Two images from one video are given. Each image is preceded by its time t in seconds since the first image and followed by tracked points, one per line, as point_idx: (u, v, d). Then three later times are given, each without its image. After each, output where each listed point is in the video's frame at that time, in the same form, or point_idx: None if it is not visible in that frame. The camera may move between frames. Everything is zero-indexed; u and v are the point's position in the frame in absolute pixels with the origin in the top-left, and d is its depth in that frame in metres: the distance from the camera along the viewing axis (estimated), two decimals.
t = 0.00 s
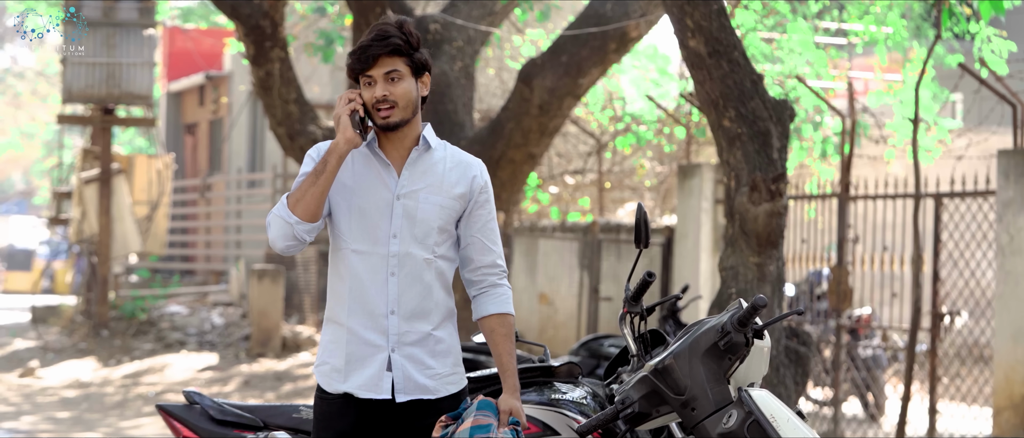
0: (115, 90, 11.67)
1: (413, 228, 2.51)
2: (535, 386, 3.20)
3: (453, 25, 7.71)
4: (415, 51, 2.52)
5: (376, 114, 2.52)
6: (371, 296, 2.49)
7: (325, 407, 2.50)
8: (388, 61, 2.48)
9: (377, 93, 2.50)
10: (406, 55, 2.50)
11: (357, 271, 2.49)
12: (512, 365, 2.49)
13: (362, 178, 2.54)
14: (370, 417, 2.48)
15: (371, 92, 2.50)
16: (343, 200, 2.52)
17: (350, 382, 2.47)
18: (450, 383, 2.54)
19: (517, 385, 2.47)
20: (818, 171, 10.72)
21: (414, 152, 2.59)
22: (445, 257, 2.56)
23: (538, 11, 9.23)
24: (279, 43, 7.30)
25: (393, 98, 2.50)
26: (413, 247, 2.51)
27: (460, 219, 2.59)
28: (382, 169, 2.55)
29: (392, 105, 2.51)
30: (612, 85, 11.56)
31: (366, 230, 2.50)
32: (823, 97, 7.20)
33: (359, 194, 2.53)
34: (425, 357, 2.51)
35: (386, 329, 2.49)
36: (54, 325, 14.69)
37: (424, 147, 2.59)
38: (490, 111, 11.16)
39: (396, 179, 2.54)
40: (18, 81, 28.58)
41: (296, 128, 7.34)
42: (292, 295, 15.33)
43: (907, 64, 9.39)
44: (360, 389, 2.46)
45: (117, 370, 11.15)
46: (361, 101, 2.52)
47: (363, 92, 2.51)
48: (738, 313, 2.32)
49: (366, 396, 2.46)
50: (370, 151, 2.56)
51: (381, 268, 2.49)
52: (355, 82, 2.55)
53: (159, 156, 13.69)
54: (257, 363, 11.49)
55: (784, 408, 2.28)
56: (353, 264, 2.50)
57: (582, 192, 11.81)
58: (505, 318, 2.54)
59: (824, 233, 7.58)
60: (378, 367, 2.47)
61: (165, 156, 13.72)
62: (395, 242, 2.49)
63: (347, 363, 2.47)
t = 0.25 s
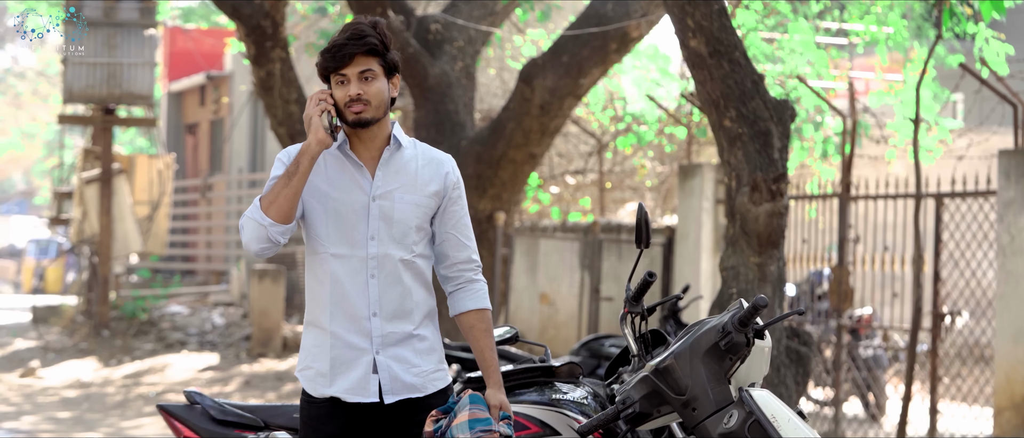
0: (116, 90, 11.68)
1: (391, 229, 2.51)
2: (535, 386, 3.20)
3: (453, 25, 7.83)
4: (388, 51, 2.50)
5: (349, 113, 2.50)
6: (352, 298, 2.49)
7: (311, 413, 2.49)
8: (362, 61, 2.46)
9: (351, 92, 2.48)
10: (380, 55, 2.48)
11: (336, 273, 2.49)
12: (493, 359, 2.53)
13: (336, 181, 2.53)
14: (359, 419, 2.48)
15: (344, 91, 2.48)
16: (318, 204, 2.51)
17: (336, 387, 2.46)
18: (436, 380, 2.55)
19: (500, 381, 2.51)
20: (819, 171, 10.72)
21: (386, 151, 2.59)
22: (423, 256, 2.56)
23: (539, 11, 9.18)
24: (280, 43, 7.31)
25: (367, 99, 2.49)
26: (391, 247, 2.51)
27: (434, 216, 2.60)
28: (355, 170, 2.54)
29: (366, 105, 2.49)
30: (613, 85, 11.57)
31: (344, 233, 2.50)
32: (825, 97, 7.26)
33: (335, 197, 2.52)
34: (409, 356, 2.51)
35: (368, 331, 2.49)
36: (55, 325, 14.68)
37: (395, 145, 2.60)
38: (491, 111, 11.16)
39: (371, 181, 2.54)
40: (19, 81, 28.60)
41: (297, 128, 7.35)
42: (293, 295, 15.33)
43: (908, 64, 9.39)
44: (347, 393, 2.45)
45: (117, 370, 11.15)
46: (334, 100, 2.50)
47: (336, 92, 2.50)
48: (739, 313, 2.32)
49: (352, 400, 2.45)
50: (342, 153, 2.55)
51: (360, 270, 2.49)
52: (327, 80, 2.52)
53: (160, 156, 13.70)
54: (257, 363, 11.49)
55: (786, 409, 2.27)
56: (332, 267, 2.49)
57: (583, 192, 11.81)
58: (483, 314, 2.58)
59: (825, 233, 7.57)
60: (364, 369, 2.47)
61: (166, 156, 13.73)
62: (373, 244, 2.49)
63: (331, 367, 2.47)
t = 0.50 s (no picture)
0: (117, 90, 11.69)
1: (387, 229, 2.51)
2: (536, 387, 3.20)
3: (454, 25, 7.82)
4: (382, 53, 2.51)
5: (343, 116, 2.50)
6: (350, 299, 2.48)
7: (310, 413, 2.49)
8: (356, 64, 2.46)
9: (345, 95, 2.48)
10: (374, 57, 2.48)
11: (333, 274, 2.48)
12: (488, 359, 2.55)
13: (331, 182, 2.52)
14: (357, 420, 2.48)
15: (339, 94, 2.48)
16: (313, 204, 2.50)
17: (335, 388, 2.46)
18: (434, 379, 2.55)
19: (495, 381, 2.52)
20: (820, 171, 10.72)
21: (379, 151, 2.59)
22: (418, 256, 2.57)
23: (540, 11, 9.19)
24: (281, 43, 7.31)
25: (362, 101, 2.49)
26: (387, 247, 2.51)
27: (428, 216, 2.60)
28: (349, 170, 2.53)
29: (361, 108, 2.49)
30: (614, 85, 11.56)
31: (340, 234, 2.49)
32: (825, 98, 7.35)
33: (331, 198, 2.51)
34: (406, 356, 2.52)
35: (366, 332, 2.49)
36: (56, 325, 14.69)
37: (389, 145, 2.59)
38: (491, 111, 11.17)
39: (366, 181, 2.54)
40: (19, 81, 28.62)
41: (297, 128, 7.36)
42: (293, 295, 15.33)
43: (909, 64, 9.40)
44: (346, 394, 2.45)
45: (118, 370, 11.16)
46: (328, 103, 2.50)
47: (330, 94, 2.50)
48: (739, 313, 2.32)
49: (351, 400, 2.46)
50: (336, 154, 2.54)
51: (357, 271, 2.49)
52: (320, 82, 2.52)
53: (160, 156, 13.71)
54: (258, 363, 11.49)
55: (787, 409, 2.27)
56: (328, 268, 2.48)
57: (584, 192, 11.81)
58: (476, 314, 2.60)
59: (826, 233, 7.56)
60: (362, 370, 2.47)
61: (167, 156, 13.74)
62: (369, 244, 2.49)
63: (329, 368, 2.46)
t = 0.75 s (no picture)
0: (118, 90, 11.69)
1: (401, 230, 2.52)
2: (536, 387, 3.19)
3: (454, 25, 7.76)
4: (401, 53, 2.52)
5: (361, 114, 2.50)
6: (364, 299, 2.48)
7: (321, 413, 2.48)
8: (376, 63, 2.47)
9: (364, 94, 2.48)
10: (394, 57, 2.49)
11: (348, 274, 2.48)
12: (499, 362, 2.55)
13: (346, 180, 2.52)
14: (368, 421, 2.47)
15: (357, 92, 2.49)
16: (328, 203, 2.49)
17: (348, 388, 2.45)
18: (446, 382, 2.56)
19: (506, 385, 2.52)
20: (820, 171, 10.73)
21: (394, 152, 2.59)
22: (431, 257, 2.58)
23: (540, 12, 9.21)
24: (281, 43, 7.31)
25: (380, 100, 2.50)
26: (401, 248, 2.51)
27: (440, 218, 2.62)
28: (364, 170, 2.54)
29: (379, 106, 2.49)
30: (615, 85, 11.56)
31: (355, 233, 2.49)
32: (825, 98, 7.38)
33: (346, 198, 2.50)
34: (419, 357, 2.52)
35: (380, 332, 2.49)
36: (56, 325, 14.69)
37: (404, 146, 2.60)
38: (492, 111, 11.17)
39: (381, 181, 2.54)
40: (20, 81, 28.63)
41: (298, 128, 7.36)
42: (294, 295, 15.34)
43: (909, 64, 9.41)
44: (360, 394, 2.45)
45: (119, 370, 11.16)
46: (346, 100, 2.50)
47: (348, 92, 2.50)
48: (740, 313, 2.32)
49: (364, 401, 2.45)
50: (352, 153, 2.54)
51: (371, 271, 2.49)
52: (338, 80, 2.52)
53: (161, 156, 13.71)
54: (259, 364, 11.49)
55: (786, 409, 2.28)
56: (343, 268, 2.48)
57: (584, 192, 11.81)
58: (489, 318, 2.60)
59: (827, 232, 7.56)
60: (376, 370, 2.47)
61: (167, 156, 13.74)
62: (384, 245, 2.49)
63: (343, 368, 2.46)
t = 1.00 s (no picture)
0: (118, 90, 11.68)
1: (427, 231, 2.52)
2: (537, 386, 3.20)
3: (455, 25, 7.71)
4: (440, 60, 2.50)
5: (394, 119, 2.49)
6: (390, 299, 2.48)
7: (341, 411, 2.47)
8: (414, 69, 2.45)
9: (400, 99, 2.47)
10: (433, 65, 2.47)
11: (374, 274, 2.47)
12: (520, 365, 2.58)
13: (375, 181, 2.51)
14: (388, 421, 2.47)
15: (393, 96, 2.47)
16: (357, 204, 2.48)
17: (373, 388, 2.44)
18: (466, 385, 2.57)
19: (525, 388, 2.56)
20: (820, 171, 10.73)
21: (423, 153, 2.60)
22: (455, 259, 2.60)
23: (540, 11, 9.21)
24: (282, 43, 7.30)
25: (415, 107, 2.49)
26: (427, 249, 2.52)
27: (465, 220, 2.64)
28: (393, 170, 2.53)
29: (413, 113, 2.49)
30: (615, 85, 11.55)
31: (383, 233, 2.49)
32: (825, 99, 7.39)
33: (375, 198, 2.50)
34: (442, 359, 2.53)
35: (404, 332, 2.49)
36: (56, 325, 14.69)
37: (433, 147, 2.61)
38: (492, 111, 11.17)
39: (409, 182, 2.54)
40: (20, 81, 28.64)
41: (298, 128, 7.37)
42: (294, 295, 15.34)
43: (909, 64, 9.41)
44: (384, 394, 2.44)
45: (120, 370, 11.15)
46: (381, 103, 2.49)
47: (383, 94, 2.48)
48: (740, 313, 2.32)
49: (387, 402, 2.45)
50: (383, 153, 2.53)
51: (397, 271, 2.49)
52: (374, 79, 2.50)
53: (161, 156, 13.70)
54: (260, 364, 11.48)
55: (787, 408, 2.28)
56: (369, 269, 2.47)
57: (585, 192, 11.81)
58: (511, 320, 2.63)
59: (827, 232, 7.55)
60: (399, 370, 2.47)
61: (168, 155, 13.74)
62: (410, 245, 2.50)
63: (368, 368, 2.45)
